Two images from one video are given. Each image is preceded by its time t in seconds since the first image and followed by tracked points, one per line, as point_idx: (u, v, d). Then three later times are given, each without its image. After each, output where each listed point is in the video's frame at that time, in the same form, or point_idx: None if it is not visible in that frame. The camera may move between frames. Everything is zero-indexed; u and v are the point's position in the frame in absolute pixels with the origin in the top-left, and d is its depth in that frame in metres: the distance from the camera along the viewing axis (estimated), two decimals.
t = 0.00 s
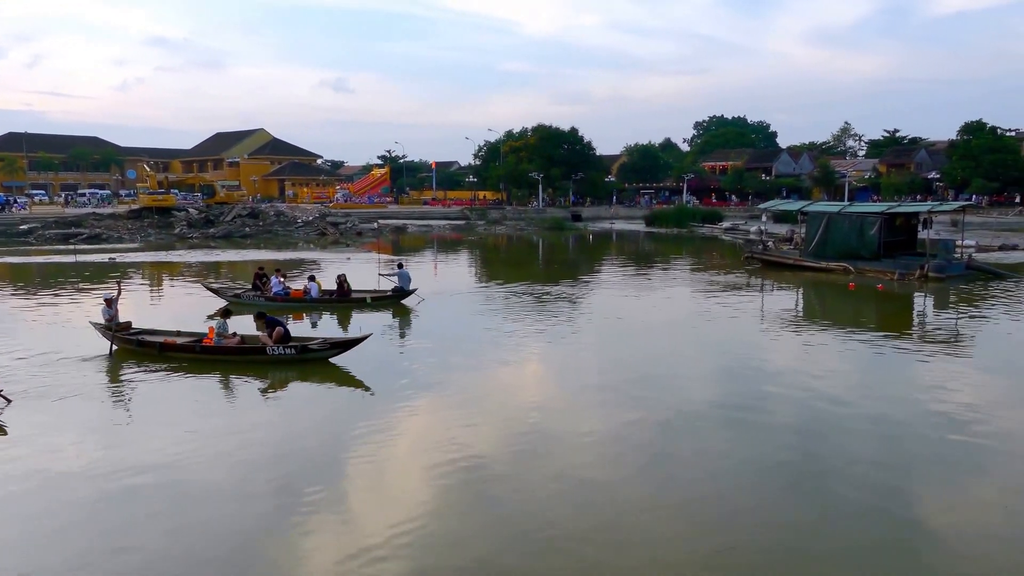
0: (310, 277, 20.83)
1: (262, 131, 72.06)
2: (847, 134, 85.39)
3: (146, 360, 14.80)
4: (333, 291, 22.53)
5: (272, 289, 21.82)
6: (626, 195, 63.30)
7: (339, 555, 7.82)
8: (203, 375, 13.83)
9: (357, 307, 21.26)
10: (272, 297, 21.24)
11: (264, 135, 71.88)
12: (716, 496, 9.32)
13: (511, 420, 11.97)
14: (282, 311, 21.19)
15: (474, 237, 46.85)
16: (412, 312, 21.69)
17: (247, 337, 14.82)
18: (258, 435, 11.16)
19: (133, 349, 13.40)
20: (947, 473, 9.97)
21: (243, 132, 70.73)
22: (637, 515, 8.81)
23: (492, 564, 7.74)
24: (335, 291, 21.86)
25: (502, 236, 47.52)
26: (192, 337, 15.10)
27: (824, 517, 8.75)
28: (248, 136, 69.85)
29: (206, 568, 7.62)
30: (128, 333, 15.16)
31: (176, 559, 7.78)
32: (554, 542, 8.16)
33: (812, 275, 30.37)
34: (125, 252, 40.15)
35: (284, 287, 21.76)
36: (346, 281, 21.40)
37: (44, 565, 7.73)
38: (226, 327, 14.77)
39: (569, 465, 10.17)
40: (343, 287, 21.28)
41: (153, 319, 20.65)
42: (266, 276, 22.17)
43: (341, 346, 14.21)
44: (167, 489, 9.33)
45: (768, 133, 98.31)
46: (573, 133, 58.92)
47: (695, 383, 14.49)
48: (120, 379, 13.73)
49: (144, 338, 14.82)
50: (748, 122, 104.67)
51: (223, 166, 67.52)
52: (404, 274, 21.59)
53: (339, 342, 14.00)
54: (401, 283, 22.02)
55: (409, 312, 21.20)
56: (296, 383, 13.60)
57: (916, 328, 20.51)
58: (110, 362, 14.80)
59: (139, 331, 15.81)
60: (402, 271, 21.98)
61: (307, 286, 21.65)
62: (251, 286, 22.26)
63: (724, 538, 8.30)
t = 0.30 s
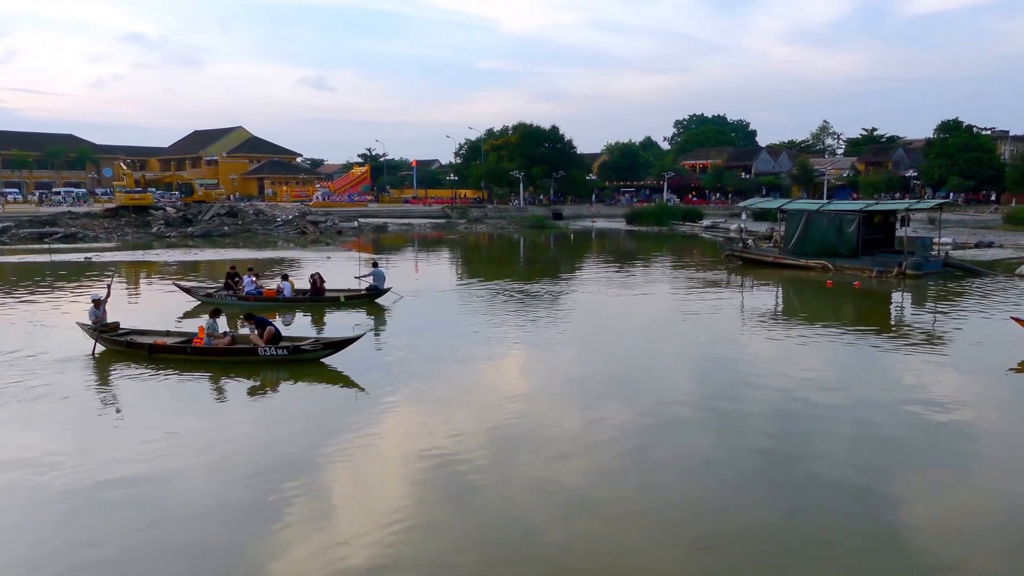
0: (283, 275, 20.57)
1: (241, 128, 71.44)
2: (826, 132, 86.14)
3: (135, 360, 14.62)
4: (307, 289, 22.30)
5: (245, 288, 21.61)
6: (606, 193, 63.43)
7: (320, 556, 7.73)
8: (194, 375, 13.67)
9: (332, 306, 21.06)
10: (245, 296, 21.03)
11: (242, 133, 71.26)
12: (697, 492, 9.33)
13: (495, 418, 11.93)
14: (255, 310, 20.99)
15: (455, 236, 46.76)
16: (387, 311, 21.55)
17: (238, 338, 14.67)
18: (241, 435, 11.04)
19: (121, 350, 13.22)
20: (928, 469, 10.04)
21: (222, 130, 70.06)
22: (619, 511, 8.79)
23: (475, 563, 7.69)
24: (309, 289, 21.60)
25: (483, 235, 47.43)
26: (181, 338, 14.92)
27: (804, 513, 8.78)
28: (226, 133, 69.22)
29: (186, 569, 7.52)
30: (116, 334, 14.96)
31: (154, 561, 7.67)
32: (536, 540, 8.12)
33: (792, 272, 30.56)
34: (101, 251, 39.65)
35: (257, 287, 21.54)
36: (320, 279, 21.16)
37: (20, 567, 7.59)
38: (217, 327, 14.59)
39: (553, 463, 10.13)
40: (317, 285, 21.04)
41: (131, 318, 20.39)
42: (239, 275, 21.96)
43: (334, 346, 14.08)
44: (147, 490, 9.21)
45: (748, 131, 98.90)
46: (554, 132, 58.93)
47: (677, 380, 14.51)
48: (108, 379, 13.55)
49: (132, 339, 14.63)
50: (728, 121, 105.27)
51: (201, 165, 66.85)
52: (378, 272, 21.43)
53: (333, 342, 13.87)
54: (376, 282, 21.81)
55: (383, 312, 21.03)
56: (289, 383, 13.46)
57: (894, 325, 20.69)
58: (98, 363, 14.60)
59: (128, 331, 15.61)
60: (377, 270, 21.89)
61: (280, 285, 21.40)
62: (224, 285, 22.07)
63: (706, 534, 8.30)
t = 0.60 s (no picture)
0: (255, 274, 20.28)
1: (220, 126, 70.84)
2: (804, 131, 86.90)
3: (123, 362, 14.43)
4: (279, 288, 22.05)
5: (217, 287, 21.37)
6: (586, 191, 63.62)
7: (305, 558, 7.66)
8: (185, 376, 13.52)
9: (304, 305, 20.82)
10: (217, 296, 20.77)
11: (221, 131, 70.68)
12: (682, 492, 9.33)
13: (478, 417, 11.90)
14: (228, 310, 20.74)
15: (436, 234, 46.70)
16: (361, 310, 21.41)
17: (229, 338, 14.52)
18: (222, 435, 10.93)
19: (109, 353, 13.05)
20: (910, 465, 10.13)
21: (200, 128, 69.43)
22: (604, 510, 8.78)
23: (460, 563, 7.65)
24: (283, 288, 21.31)
25: (464, 233, 47.38)
26: (170, 338, 14.75)
27: (788, 511, 8.81)
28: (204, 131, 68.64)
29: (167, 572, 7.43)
30: (103, 335, 14.76)
31: (133, 566, 7.56)
32: (524, 541, 8.08)
33: (771, 270, 30.77)
34: (78, 250, 39.20)
35: (230, 286, 21.27)
36: (292, 278, 20.84)
37: None
38: (207, 327, 14.43)
39: (538, 462, 10.13)
40: (289, 284, 20.75)
41: (109, 318, 20.16)
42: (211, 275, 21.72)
43: (328, 346, 13.98)
44: (130, 493, 9.10)
45: (727, 130, 99.56)
46: (535, 130, 58.90)
47: (659, 378, 14.56)
48: (97, 381, 13.37)
49: (121, 340, 14.43)
50: (707, 120, 105.96)
51: (179, 163, 66.19)
52: (352, 271, 21.21)
53: (326, 342, 13.78)
54: (350, 280, 21.54)
55: (357, 312, 20.88)
56: (282, 383, 13.36)
57: (873, 322, 20.85)
58: (85, 364, 14.40)
59: (115, 332, 15.42)
60: (351, 268, 21.74)
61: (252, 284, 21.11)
62: (196, 284, 21.83)
63: (689, 533, 8.31)
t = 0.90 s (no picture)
0: (230, 274, 20.07)
1: (200, 125, 70.32)
2: (785, 130, 87.50)
3: (113, 362, 14.30)
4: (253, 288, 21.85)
5: (190, 287, 21.13)
6: (568, 189, 63.71)
7: (287, 559, 7.61)
8: (178, 377, 13.40)
9: (278, 305, 20.65)
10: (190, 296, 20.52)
11: (201, 129, 70.17)
12: (665, 490, 9.33)
13: (461, 416, 11.86)
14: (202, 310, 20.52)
15: (418, 233, 46.59)
16: (337, 310, 21.26)
17: (221, 338, 14.40)
18: (204, 436, 10.82)
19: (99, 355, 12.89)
20: (888, 462, 10.24)
21: (180, 126, 68.86)
22: (587, 509, 8.76)
23: (444, 563, 7.61)
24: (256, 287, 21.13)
25: (446, 232, 47.30)
26: (161, 338, 14.60)
27: (771, 508, 8.84)
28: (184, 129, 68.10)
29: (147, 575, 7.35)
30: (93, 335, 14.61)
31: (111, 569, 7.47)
32: (507, 540, 8.06)
33: (752, 268, 30.93)
34: (56, 250, 38.79)
35: (203, 286, 21.03)
36: (266, 277, 20.64)
37: None
38: (199, 327, 14.30)
39: (521, 461, 10.08)
40: (263, 284, 20.57)
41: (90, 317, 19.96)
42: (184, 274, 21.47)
43: (322, 345, 13.88)
44: (110, 495, 8.99)
45: (708, 129, 100.05)
46: (518, 129, 58.80)
47: (643, 376, 14.58)
48: (86, 382, 13.23)
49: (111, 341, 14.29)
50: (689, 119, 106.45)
51: (158, 161, 65.60)
52: (328, 270, 21.11)
53: (321, 341, 13.68)
54: (325, 280, 21.42)
55: (332, 311, 20.72)
56: (276, 384, 13.25)
57: (852, 319, 21.04)
58: (75, 365, 14.25)
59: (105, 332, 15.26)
60: (326, 268, 21.60)
61: (227, 284, 20.89)
62: (169, 284, 21.56)
63: (672, 531, 8.31)
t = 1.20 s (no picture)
0: (203, 274, 19.82)
1: (180, 123, 69.72)
2: (766, 130, 88.10)
3: (104, 363, 14.14)
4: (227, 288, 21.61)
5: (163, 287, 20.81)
6: (551, 189, 63.82)
7: (274, 563, 7.53)
8: (171, 377, 13.28)
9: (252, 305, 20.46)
10: (164, 296, 20.22)
11: (181, 127, 69.58)
12: (646, 490, 9.31)
13: (444, 416, 11.80)
14: (176, 310, 20.26)
15: (401, 233, 46.42)
16: (312, 310, 21.07)
17: (215, 339, 14.26)
18: (185, 438, 10.70)
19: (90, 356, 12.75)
20: (871, 461, 10.22)
21: (159, 124, 68.23)
22: (571, 510, 8.73)
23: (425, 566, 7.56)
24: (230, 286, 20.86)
25: (429, 232, 47.16)
26: (152, 339, 14.45)
27: (752, 507, 8.85)
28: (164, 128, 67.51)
29: None
30: (84, 336, 14.45)
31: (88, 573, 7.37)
32: (490, 542, 8.02)
33: (733, 267, 31.06)
34: (34, 250, 38.31)
35: (176, 286, 20.71)
36: (241, 277, 20.42)
37: None
38: (192, 327, 14.17)
39: (504, 461, 10.05)
40: (238, 284, 20.33)
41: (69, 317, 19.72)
42: (157, 274, 21.14)
43: (318, 345, 13.78)
44: (89, 498, 8.87)
45: (691, 129, 100.52)
46: (502, 129, 58.67)
47: (625, 375, 14.60)
48: (78, 382, 13.08)
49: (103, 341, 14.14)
50: (671, 118, 106.92)
51: (138, 160, 64.94)
52: (303, 270, 20.94)
53: (317, 341, 13.58)
54: (300, 280, 21.25)
55: (308, 311, 20.53)
56: (272, 384, 13.15)
57: (833, 318, 21.23)
58: (65, 365, 14.09)
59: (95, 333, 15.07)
60: (302, 267, 21.42)
61: (201, 283, 20.63)
62: (142, 284, 21.23)
63: (655, 532, 8.29)
